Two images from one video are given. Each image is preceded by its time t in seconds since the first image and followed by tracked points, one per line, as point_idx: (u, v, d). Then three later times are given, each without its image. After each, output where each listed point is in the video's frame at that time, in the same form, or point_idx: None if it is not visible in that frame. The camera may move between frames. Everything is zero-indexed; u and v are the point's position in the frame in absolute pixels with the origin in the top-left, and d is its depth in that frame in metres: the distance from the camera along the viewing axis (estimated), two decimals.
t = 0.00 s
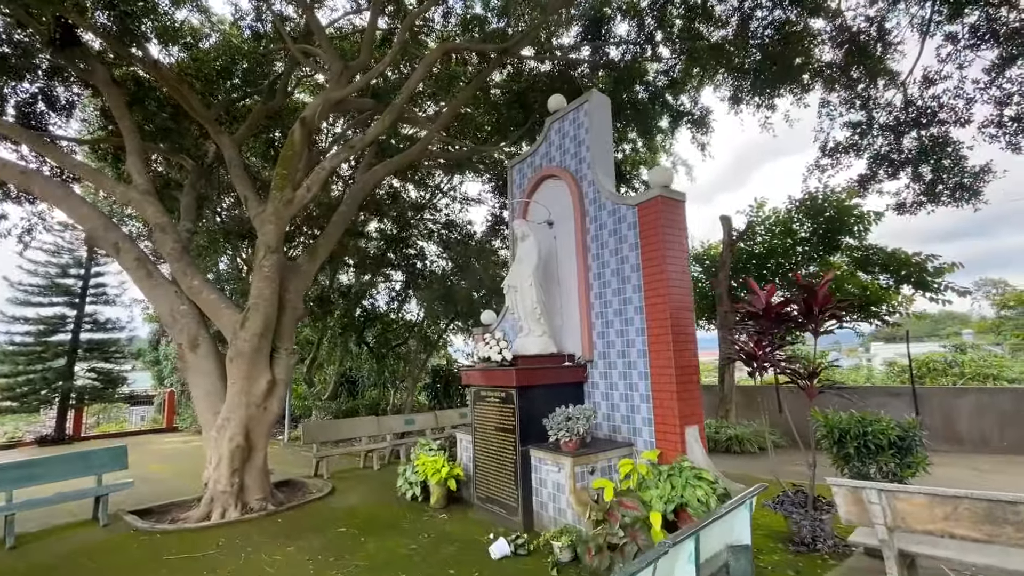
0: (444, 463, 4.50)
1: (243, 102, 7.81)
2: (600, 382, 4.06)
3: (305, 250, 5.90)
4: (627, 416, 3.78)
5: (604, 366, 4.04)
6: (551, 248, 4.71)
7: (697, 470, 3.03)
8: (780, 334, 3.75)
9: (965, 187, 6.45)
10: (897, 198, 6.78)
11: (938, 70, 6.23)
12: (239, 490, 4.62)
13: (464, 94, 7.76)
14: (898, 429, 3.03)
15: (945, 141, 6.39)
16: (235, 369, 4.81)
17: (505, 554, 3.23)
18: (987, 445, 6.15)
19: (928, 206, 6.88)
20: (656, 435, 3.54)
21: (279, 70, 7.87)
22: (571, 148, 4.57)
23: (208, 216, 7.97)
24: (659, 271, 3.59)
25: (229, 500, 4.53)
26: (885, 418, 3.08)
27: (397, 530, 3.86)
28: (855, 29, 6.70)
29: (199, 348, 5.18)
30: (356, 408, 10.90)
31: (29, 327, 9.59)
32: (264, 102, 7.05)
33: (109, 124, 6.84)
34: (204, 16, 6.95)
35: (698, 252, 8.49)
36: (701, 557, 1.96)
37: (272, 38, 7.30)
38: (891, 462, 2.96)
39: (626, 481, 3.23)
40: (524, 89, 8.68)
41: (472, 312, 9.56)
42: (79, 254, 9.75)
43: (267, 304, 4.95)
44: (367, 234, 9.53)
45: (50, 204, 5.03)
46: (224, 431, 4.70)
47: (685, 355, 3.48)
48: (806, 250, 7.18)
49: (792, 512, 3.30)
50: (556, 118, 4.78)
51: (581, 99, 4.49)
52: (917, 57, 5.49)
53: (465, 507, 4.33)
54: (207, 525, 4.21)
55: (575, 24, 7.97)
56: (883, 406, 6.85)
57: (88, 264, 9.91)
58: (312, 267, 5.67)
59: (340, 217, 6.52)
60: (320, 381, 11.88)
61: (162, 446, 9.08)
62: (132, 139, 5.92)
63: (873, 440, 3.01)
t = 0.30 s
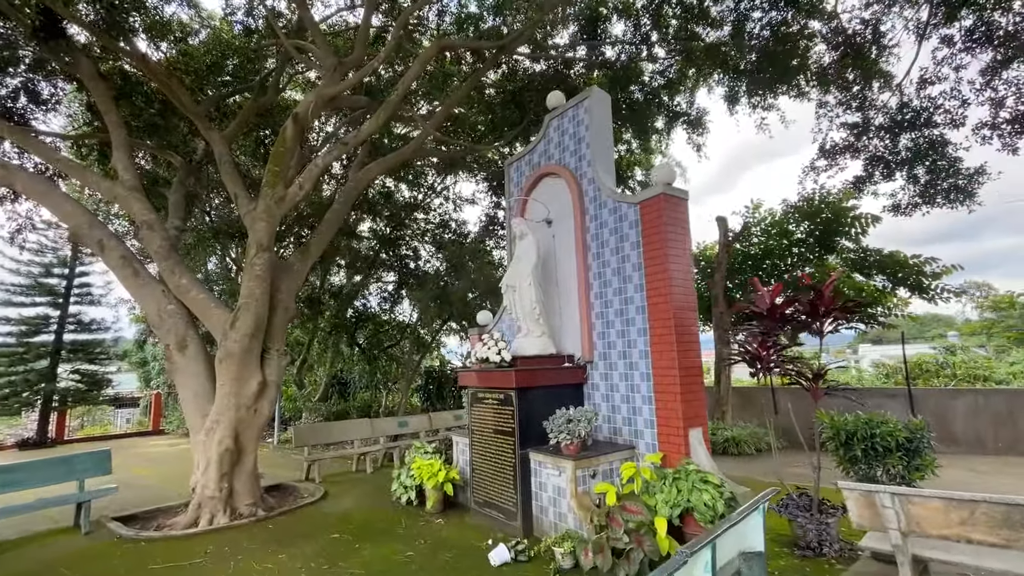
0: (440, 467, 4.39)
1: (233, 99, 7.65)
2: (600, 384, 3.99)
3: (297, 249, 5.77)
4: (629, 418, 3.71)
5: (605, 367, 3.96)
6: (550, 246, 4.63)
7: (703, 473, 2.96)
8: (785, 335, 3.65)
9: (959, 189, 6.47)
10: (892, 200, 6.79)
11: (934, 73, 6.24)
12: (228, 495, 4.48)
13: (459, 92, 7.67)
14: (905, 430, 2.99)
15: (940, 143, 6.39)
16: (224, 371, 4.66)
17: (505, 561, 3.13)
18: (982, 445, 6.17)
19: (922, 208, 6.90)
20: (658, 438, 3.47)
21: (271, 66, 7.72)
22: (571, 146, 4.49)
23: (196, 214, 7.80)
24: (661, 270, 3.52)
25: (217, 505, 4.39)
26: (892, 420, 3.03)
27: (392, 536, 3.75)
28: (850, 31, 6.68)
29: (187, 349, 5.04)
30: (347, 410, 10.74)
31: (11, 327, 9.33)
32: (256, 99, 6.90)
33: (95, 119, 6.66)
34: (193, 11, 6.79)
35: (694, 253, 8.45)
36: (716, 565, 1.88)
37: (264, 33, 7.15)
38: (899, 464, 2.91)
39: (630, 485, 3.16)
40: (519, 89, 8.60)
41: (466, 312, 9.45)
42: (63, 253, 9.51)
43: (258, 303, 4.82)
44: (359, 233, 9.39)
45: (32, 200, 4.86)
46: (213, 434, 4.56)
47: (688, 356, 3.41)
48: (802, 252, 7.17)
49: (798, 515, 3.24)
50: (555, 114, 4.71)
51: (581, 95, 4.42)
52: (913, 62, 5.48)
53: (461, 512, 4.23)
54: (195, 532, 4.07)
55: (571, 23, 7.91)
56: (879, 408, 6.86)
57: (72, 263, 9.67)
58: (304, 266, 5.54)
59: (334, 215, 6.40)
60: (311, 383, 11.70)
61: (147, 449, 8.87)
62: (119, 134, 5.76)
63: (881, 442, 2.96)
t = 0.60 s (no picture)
0: (436, 471, 4.28)
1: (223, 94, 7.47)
2: (602, 386, 3.90)
3: (288, 247, 5.63)
4: (632, 422, 3.63)
5: (607, 369, 3.87)
6: (549, 245, 4.53)
7: (711, 478, 2.87)
8: (791, 337, 3.52)
9: (956, 191, 6.46)
10: (889, 201, 6.76)
11: (932, 74, 6.21)
12: (216, 501, 4.33)
13: (453, 90, 7.55)
14: (916, 434, 2.92)
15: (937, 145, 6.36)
16: (212, 372, 4.51)
17: (505, 569, 3.03)
18: (978, 447, 6.17)
19: (919, 209, 6.89)
20: (663, 441, 3.38)
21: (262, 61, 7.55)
22: (571, 143, 4.40)
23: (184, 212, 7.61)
24: (666, 269, 3.43)
25: (204, 511, 4.23)
26: (902, 423, 2.97)
27: (387, 543, 3.63)
28: (847, 33, 6.64)
29: (174, 349, 4.88)
30: (338, 412, 10.56)
31: None
32: (247, 94, 6.74)
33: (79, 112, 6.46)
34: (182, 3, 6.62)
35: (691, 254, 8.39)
36: None
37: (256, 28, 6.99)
38: (910, 469, 2.85)
39: (634, 490, 3.07)
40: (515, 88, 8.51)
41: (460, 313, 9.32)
42: (46, 251, 9.25)
43: (248, 302, 4.68)
44: (351, 232, 9.24)
45: (13, 194, 4.68)
46: (200, 437, 4.40)
47: (693, 357, 3.33)
48: (799, 253, 7.15)
49: (805, 520, 3.17)
50: (554, 111, 4.62)
51: (582, 91, 4.33)
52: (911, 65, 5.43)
53: (458, 517, 4.12)
54: (180, 540, 3.91)
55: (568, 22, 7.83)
56: (875, 410, 6.83)
57: (55, 262, 9.40)
58: (296, 265, 5.41)
59: (326, 213, 6.24)
60: (301, 384, 11.51)
61: (132, 452, 8.64)
62: (104, 128, 5.58)
63: (891, 446, 2.90)
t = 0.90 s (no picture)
0: (430, 470, 4.17)
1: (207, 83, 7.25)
2: (600, 383, 3.82)
3: (276, 241, 5.47)
4: (631, 419, 3.56)
5: (605, 365, 3.80)
6: (546, 240, 4.45)
7: (715, 477, 2.81)
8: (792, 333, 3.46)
9: (947, 189, 6.51)
10: (880, 199, 6.80)
11: (924, 73, 6.24)
12: (200, 503, 4.18)
13: (445, 84, 7.42)
14: (919, 431, 2.89)
15: (928, 144, 6.43)
16: (196, 369, 4.35)
17: (503, 571, 2.94)
18: (966, 443, 6.23)
19: (910, 207, 6.94)
20: (663, 438, 3.32)
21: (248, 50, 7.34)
22: (569, 135, 4.32)
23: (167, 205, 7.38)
24: (667, 263, 3.37)
25: (188, 513, 4.08)
26: (905, 420, 2.93)
27: (380, 545, 3.52)
28: (839, 32, 6.63)
29: (157, 346, 4.70)
30: (326, 410, 10.39)
31: None
32: (233, 84, 6.55)
33: (56, 100, 6.22)
34: None
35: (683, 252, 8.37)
36: None
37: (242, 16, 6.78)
38: (914, 466, 2.82)
39: (636, 489, 3.00)
40: (508, 82, 8.40)
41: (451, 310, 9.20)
42: (22, 244, 8.93)
43: (235, 297, 4.53)
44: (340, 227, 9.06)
45: None
46: (183, 437, 4.24)
47: (695, 354, 3.27)
48: (792, 251, 7.15)
49: (807, 519, 3.14)
50: (552, 103, 4.53)
51: (580, 83, 4.25)
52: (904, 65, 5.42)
53: (452, 517, 4.02)
54: (163, 543, 3.76)
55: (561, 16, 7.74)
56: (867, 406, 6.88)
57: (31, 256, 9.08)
58: (284, 260, 5.26)
59: (316, 205, 6.05)
60: (288, 382, 11.30)
61: (112, 452, 8.39)
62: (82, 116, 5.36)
63: (894, 443, 2.86)
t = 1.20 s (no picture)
0: (424, 475, 4.06)
1: (192, 79, 7.06)
2: (599, 385, 3.76)
3: (264, 240, 5.33)
4: (631, 422, 3.51)
5: (605, 367, 3.74)
6: (544, 240, 4.38)
7: (720, 480, 2.76)
8: (795, 335, 3.44)
9: (934, 193, 6.64)
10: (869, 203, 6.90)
11: (913, 80, 6.34)
12: (184, 511, 4.01)
13: (436, 84, 7.34)
14: (921, 433, 2.88)
15: (915, 149, 6.53)
16: (181, 372, 4.18)
17: None
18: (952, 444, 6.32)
19: (899, 211, 7.08)
20: (665, 442, 3.27)
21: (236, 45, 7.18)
22: (567, 135, 4.27)
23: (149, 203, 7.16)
24: (669, 264, 3.32)
25: (172, 522, 3.91)
26: (909, 422, 2.92)
27: (373, 553, 3.40)
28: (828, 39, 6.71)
29: (138, 347, 4.52)
30: (312, 414, 10.18)
31: None
32: (220, 79, 6.39)
33: (32, 93, 5.98)
34: None
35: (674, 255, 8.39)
36: None
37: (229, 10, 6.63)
38: (917, 468, 2.81)
39: (639, 493, 2.94)
40: (500, 83, 8.35)
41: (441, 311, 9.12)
42: None
43: (221, 296, 4.38)
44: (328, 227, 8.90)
45: None
46: (166, 442, 4.06)
47: (697, 356, 3.23)
48: (783, 254, 7.22)
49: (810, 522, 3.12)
50: (549, 102, 4.48)
51: (578, 82, 4.21)
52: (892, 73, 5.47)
53: (448, 524, 3.92)
54: (144, 554, 3.59)
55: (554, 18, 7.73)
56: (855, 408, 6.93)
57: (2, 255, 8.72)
58: (272, 259, 5.12)
59: (306, 202, 5.73)
60: (272, 386, 11.05)
61: (86, 458, 8.08)
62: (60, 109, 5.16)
63: (898, 445, 2.85)
